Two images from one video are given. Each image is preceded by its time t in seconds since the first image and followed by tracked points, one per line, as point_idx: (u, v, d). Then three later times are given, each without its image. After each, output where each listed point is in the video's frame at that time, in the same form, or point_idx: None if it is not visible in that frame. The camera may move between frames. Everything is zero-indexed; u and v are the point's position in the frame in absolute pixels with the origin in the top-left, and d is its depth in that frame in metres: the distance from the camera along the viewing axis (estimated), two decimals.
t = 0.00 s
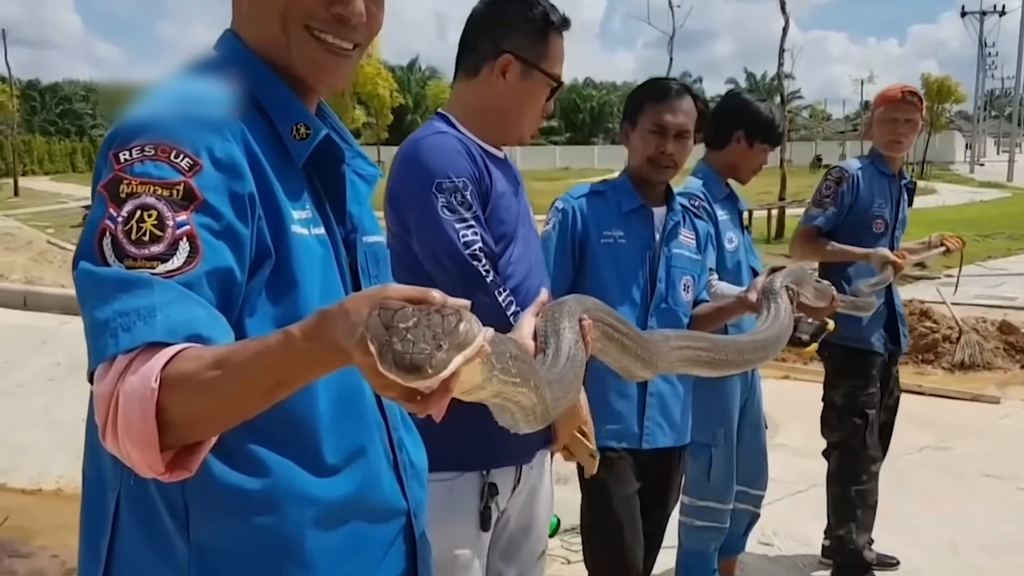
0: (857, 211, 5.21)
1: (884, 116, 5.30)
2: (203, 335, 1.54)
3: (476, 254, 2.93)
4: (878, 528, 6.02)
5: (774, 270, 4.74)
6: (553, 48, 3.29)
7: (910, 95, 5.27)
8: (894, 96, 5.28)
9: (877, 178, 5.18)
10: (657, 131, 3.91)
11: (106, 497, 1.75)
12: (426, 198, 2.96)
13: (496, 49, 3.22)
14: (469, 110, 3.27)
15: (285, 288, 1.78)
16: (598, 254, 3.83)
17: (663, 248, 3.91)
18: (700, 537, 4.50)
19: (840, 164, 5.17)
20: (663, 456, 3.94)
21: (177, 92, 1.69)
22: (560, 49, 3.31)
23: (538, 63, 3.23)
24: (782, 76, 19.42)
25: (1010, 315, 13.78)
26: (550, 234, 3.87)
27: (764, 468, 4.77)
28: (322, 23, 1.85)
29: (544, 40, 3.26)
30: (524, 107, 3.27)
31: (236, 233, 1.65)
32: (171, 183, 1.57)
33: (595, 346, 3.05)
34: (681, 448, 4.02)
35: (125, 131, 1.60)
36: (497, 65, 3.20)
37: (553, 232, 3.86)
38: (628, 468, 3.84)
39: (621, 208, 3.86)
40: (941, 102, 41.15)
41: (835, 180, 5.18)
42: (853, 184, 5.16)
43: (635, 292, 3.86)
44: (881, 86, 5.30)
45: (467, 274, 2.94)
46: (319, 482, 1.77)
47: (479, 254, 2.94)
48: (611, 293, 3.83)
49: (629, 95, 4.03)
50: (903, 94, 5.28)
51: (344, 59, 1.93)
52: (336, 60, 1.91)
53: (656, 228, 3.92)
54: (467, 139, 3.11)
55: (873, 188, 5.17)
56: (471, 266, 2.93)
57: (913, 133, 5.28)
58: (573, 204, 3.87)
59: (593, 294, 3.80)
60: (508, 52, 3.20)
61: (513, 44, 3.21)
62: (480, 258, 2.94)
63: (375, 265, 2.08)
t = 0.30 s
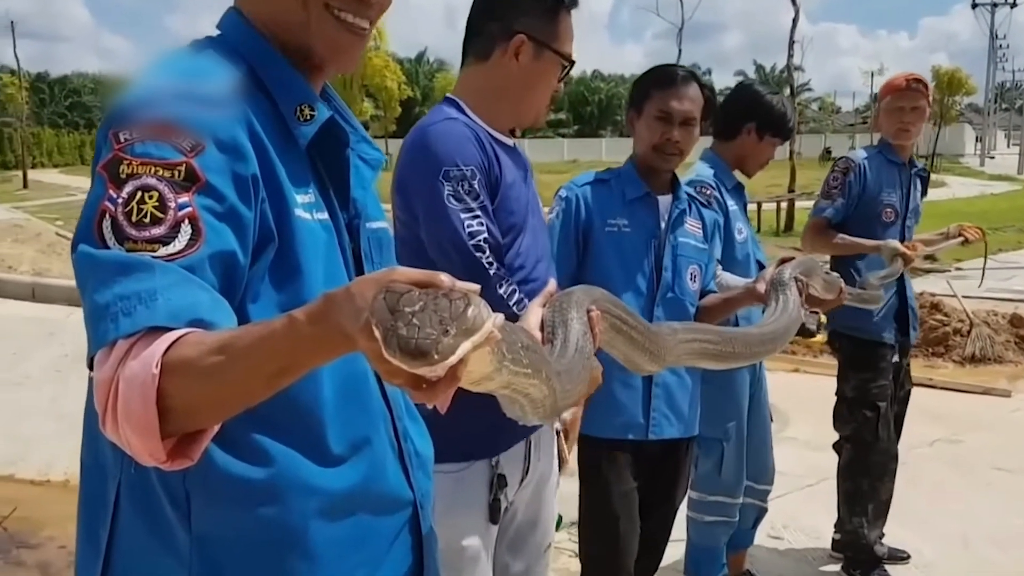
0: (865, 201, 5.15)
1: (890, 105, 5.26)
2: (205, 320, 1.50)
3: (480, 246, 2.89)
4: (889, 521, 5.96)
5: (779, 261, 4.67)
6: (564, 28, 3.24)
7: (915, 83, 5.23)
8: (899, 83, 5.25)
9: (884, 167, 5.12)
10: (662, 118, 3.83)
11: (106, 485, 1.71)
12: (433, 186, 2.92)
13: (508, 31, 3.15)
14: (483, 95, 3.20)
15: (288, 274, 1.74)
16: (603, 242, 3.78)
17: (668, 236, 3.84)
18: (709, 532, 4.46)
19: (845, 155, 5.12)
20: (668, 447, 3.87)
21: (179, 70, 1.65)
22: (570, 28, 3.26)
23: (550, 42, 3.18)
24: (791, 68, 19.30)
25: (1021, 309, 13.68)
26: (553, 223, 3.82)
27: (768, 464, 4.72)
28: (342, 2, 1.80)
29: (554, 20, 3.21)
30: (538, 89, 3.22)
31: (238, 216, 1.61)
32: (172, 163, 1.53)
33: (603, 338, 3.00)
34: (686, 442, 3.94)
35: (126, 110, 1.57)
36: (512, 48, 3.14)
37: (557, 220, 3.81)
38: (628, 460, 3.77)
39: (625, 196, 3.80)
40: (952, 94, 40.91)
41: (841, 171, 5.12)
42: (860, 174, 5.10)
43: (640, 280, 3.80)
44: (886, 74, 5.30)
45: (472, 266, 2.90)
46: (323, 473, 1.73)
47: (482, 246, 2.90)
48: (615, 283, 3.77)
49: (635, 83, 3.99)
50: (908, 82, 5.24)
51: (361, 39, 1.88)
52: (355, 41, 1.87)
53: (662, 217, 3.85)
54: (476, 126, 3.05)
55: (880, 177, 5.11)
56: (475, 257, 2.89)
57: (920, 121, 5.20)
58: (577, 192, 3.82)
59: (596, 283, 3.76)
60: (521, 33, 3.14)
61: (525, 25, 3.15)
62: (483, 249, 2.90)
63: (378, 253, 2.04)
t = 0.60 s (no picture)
0: (879, 194, 5.06)
1: (902, 98, 5.18)
2: (203, 308, 1.45)
3: (490, 241, 2.83)
4: (904, 520, 5.88)
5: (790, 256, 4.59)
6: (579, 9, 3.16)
7: (927, 74, 5.12)
8: (911, 76, 5.15)
9: (898, 159, 5.04)
10: (671, 109, 3.74)
11: (105, 477, 1.66)
12: (444, 178, 2.86)
13: (525, 14, 3.07)
14: (501, 85, 3.11)
15: (290, 262, 1.68)
16: (610, 234, 3.69)
17: (677, 228, 3.73)
18: (722, 530, 4.41)
19: (858, 148, 5.05)
20: (676, 446, 3.70)
21: (179, 51, 1.60)
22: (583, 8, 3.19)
23: (567, 24, 3.11)
24: (806, 64, 19.16)
25: None
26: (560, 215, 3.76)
27: (781, 459, 4.66)
28: None
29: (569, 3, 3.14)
30: (556, 72, 3.14)
31: (239, 201, 1.55)
32: (170, 146, 1.48)
33: (614, 336, 2.94)
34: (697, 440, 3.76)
35: (123, 90, 1.52)
36: (530, 32, 3.06)
37: (563, 212, 3.73)
38: (635, 463, 3.61)
39: (633, 187, 3.71)
40: (968, 90, 40.60)
41: (854, 165, 5.06)
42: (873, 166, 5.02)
43: (647, 271, 3.70)
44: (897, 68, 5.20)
45: (484, 261, 2.83)
46: (328, 467, 1.67)
47: (493, 241, 2.83)
48: (621, 276, 3.69)
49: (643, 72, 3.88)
50: (919, 74, 5.14)
51: (371, 21, 1.83)
52: (365, 22, 1.82)
53: (670, 209, 3.74)
54: (488, 115, 2.99)
55: (895, 168, 5.02)
56: (487, 252, 2.83)
57: (933, 113, 5.11)
58: (584, 184, 3.76)
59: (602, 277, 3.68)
60: (539, 16, 3.06)
61: (543, 8, 3.07)
62: (493, 244, 2.83)
63: (383, 242, 1.98)
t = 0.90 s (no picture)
0: (904, 190, 4.97)
1: (929, 92, 5.08)
2: (210, 299, 1.41)
3: (530, 237, 2.72)
4: (932, 518, 5.78)
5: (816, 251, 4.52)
6: None
7: (954, 67, 5.03)
8: (938, 68, 5.05)
9: (924, 154, 4.94)
10: (690, 98, 3.67)
11: (117, 473, 1.61)
12: (476, 176, 2.71)
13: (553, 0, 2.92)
14: (525, 76, 2.97)
15: (301, 250, 1.63)
16: (627, 224, 3.62)
17: (696, 219, 3.65)
18: (744, 529, 4.34)
19: (883, 143, 4.97)
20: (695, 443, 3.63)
21: (185, 34, 1.55)
22: None
23: (595, 8, 2.96)
24: (831, 59, 18.97)
25: None
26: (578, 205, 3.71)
27: (807, 457, 4.55)
28: None
29: None
30: (584, 59, 3.01)
31: (247, 189, 1.51)
32: (177, 133, 1.44)
33: (636, 332, 2.88)
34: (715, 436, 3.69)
35: (130, 76, 1.48)
36: (557, 18, 2.92)
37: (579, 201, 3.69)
38: (652, 459, 3.56)
39: (651, 177, 3.64)
40: (995, 85, 40.14)
41: (879, 160, 4.97)
42: (898, 162, 4.94)
43: (663, 260, 3.62)
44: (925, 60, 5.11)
45: (522, 258, 2.73)
46: (343, 463, 1.61)
47: (533, 237, 2.72)
48: (637, 267, 3.62)
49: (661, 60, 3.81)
50: (946, 67, 5.04)
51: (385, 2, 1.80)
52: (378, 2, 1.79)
53: (689, 201, 3.67)
54: (513, 107, 2.84)
55: (920, 163, 4.93)
56: (526, 249, 2.72)
57: (961, 106, 5.01)
58: (601, 173, 3.70)
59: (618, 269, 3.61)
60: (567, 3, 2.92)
61: None
62: (534, 240, 2.73)
63: (398, 232, 1.94)
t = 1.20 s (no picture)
0: (930, 187, 4.91)
1: (955, 86, 5.01)
2: (228, 294, 1.40)
3: (562, 232, 2.68)
4: (957, 518, 5.72)
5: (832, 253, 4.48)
6: None
7: (982, 61, 4.96)
8: (965, 62, 4.99)
9: (951, 150, 4.87)
10: (710, 89, 3.62)
11: (135, 468, 1.59)
12: (506, 172, 2.67)
13: None
14: (553, 71, 2.93)
15: (319, 244, 1.61)
16: (645, 219, 3.56)
17: (716, 213, 3.60)
18: (766, 526, 4.30)
19: (908, 139, 4.91)
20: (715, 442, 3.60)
21: (202, 25, 1.53)
22: None
23: None
24: (856, 55, 18.79)
25: None
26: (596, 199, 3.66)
27: (833, 456, 4.49)
28: None
29: None
30: (608, 51, 2.97)
31: (265, 182, 1.49)
32: (194, 126, 1.42)
33: (657, 328, 2.86)
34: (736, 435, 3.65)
35: (146, 67, 1.47)
36: (584, 10, 2.89)
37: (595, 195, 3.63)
38: (673, 459, 3.52)
39: (669, 171, 3.58)
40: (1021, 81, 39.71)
41: (905, 156, 4.91)
42: (924, 159, 4.87)
43: (682, 252, 3.56)
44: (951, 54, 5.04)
45: (554, 253, 2.69)
46: (363, 460, 1.58)
47: (565, 232, 2.69)
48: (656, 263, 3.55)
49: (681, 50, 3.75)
50: (973, 61, 4.98)
51: None
52: None
53: (709, 195, 3.62)
54: (538, 100, 2.80)
55: (947, 160, 4.86)
56: (559, 244, 2.69)
57: (988, 101, 4.94)
58: (619, 168, 3.65)
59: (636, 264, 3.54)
60: None
61: None
62: (566, 235, 2.69)
63: (416, 226, 1.91)
